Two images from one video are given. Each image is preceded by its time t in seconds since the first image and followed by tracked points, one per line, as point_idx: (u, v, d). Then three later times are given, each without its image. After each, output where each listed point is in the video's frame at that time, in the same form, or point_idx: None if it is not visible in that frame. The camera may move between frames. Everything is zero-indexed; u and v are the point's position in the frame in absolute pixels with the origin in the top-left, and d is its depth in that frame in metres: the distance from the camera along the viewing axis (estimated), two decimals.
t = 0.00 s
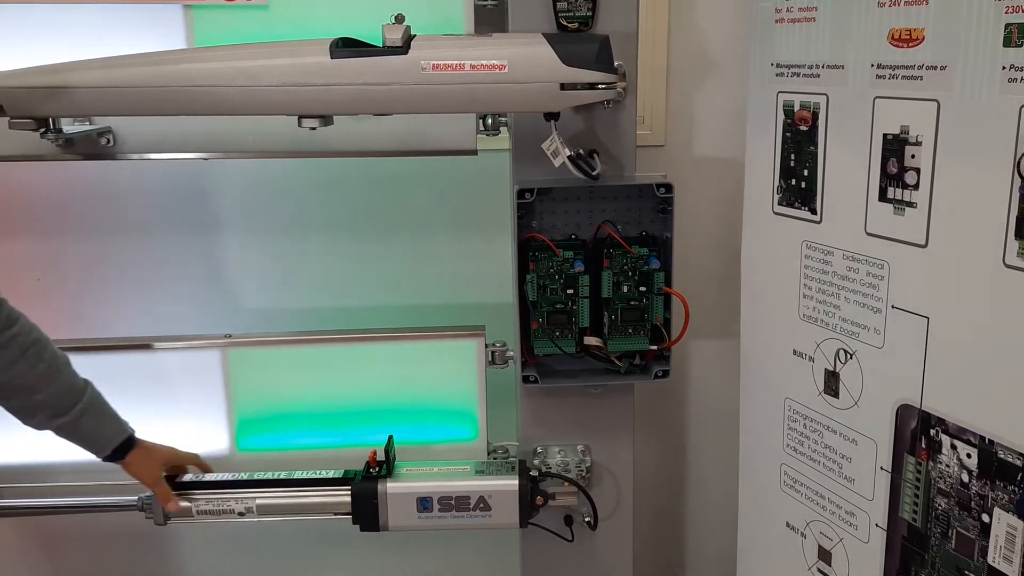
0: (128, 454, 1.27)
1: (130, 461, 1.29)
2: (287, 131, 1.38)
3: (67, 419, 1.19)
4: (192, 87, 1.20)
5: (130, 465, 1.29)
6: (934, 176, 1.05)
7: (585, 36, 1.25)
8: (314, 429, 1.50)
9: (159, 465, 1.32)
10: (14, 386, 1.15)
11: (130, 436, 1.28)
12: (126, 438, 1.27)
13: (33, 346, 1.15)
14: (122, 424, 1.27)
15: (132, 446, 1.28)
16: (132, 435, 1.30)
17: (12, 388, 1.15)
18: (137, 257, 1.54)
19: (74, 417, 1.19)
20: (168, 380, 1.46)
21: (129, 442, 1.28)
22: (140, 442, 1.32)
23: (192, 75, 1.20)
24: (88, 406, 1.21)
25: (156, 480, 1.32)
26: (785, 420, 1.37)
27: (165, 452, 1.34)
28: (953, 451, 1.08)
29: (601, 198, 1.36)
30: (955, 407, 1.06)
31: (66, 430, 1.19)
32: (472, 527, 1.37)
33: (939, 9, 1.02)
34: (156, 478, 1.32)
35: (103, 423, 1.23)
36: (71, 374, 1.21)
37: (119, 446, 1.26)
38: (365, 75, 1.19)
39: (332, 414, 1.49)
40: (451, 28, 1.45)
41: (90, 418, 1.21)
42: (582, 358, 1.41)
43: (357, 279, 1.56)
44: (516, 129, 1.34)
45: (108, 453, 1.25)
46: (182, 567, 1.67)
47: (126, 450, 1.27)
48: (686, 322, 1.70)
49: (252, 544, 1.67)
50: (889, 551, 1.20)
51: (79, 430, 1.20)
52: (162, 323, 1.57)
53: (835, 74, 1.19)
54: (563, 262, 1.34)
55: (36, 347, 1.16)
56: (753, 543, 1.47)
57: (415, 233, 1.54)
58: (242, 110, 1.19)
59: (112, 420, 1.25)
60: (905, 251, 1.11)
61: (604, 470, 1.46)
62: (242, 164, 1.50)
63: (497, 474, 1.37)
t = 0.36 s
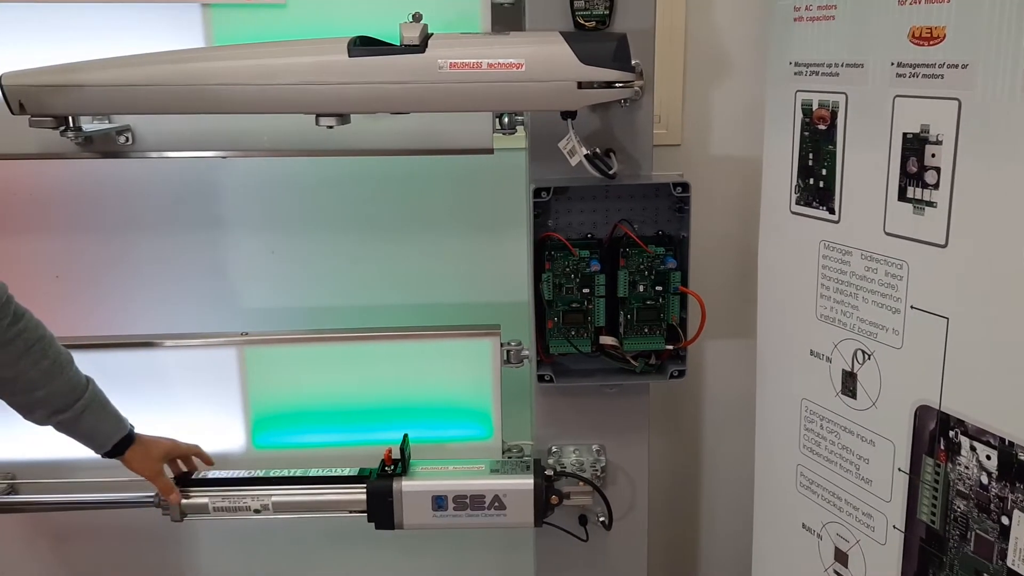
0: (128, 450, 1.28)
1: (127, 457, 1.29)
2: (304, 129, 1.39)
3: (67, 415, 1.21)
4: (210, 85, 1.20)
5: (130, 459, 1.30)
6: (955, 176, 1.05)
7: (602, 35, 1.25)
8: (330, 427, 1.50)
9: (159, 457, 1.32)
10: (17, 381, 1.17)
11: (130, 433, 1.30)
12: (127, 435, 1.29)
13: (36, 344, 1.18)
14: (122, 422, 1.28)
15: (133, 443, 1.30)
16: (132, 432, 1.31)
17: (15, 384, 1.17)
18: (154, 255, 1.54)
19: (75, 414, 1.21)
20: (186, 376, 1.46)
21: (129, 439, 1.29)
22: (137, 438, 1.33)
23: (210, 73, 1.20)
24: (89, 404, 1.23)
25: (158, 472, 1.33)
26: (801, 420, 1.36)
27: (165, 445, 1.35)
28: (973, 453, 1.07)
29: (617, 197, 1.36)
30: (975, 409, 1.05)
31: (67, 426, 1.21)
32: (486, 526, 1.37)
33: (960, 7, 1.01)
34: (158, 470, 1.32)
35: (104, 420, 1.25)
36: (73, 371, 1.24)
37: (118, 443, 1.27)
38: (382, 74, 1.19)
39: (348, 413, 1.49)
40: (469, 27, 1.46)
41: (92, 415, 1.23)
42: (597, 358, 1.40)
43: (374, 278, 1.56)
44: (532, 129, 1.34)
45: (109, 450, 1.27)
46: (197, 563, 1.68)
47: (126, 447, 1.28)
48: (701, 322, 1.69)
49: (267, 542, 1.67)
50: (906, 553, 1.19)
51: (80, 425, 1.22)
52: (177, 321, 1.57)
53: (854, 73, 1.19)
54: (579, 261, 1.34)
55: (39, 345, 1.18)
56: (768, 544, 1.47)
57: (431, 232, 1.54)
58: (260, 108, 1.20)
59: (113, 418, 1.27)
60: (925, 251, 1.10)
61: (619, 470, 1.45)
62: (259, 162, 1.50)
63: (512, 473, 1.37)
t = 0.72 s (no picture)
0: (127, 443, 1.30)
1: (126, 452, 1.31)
2: (325, 129, 1.39)
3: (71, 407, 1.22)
4: (233, 86, 1.21)
5: (129, 454, 1.31)
6: (983, 177, 1.03)
7: (625, 35, 1.24)
8: (350, 427, 1.50)
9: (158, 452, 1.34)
10: (22, 373, 1.18)
11: (128, 426, 1.31)
12: (126, 428, 1.30)
13: (42, 336, 1.19)
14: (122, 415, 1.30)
15: (131, 435, 1.31)
16: (131, 425, 1.33)
17: (19, 376, 1.18)
18: (176, 254, 1.55)
19: (77, 407, 1.22)
20: (208, 375, 1.47)
21: (128, 431, 1.31)
22: (138, 432, 1.34)
23: (233, 73, 1.21)
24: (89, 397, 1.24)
25: (155, 468, 1.34)
26: (824, 424, 1.35)
27: (164, 440, 1.36)
28: (1000, 457, 1.06)
29: (639, 198, 1.35)
30: (1002, 414, 1.04)
31: (69, 419, 1.22)
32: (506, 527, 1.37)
33: (989, 6, 1.00)
34: (156, 465, 1.33)
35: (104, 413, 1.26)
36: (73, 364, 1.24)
37: (118, 435, 1.29)
38: (405, 74, 1.19)
39: (368, 413, 1.49)
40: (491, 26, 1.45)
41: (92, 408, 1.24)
42: (618, 359, 1.40)
43: (395, 278, 1.56)
44: (554, 130, 1.34)
45: (108, 443, 1.28)
46: (218, 562, 1.69)
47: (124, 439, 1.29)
48: (722, 324, 1.68)
49: (287, 541, 1.68)
50: (931, 558, 1.18)
51: (81, 418, 1.23)
52: (199, 320, 1.58)
53: (880, 73, 1.17)
54: (600, 262, 1.33)
55: (45, 337, 1.19)
56: (789, 548, 1.46)
57: (451, 232, 1.54)
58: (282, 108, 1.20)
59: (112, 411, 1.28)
60: (952, 253, 1.09)
61: (639, 472, 1.45)
62: (281, 162, 1.50)
63: (532, 475, 1.37)
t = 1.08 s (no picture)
0: (84, 418, 1.31)
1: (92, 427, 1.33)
2: (352, 129, 1.38)
3: (19, 383, 1.24)
4: (258, 85, 1.20)
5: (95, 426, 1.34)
6: None
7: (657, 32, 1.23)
8: (375, 429, 1.48)
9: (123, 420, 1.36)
10: None
11: (86, 404, 1.33)
12: (82, 404, 1.32)
13: None
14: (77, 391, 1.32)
15: (88, 412, 1.33)
16: (90, 402, 1.35)
17: None
18: (201, 254, 1.54)
19: (22, 383, 1.24)
20: (234, 376, 1.46)
21: (86, 409, 1.32)
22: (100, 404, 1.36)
23: (258, 72, 1.20)
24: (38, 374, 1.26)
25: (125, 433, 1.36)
26: (858, 427, 1.32)
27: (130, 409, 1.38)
28: None
29: (669, 197, 1.33)
30: None
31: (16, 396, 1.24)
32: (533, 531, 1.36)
33: None
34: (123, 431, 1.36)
35: (54, 390, 1.28)
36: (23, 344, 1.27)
37: (74, 412, 1.31)
38: (433, 72, 1.18)
39: (393, 415, 1.48)
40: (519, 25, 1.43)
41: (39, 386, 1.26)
42: (646, 361, 1.38)
43: (420, 278, 1.54)
44: (582, 130, 1.32)
45: (63, 421, 1.30)
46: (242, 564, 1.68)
47: (81, 415, 1.31)
48: (750, 325, 1.66)
49: (312, 543, 1.67)
50: (969, 565, 1.16)
51: (29, 393, 1.25)
52: (223, 321, 1.57)
53: (918, 70, 1.15)
54: (629, 263, 1.31)
55: None
56: (819, 553, 1.43)
57: (477, 232, 1.52)
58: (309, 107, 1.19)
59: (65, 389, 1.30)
60: (994, 254, 1.07)
61: (668, 475, 1.43)
62: (307, 162, 1.50)
63: (559, 478, 1.36)
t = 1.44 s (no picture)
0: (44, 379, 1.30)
1: None
2: (376, 127, 1.36)
3: None
4: (281, 82, 1.18)
5: None
6: None
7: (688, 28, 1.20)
8: (399, 432, 1.46)
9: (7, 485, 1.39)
10: None
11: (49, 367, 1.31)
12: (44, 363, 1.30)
13: None
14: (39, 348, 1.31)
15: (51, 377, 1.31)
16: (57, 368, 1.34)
17: None
18: (222, 254, 1.53)
19: None
20: (256, 377, 1.45)
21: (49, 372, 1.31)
22: None
23: (282, 70, 1.18)
24: None
25: None
26: (893, 432, 1.29)
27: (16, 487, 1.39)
28: None
29: (698, 197, 1.30)
30: None
31: None
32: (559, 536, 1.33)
33: None
34: None
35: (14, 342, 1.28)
36: None
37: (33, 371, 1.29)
38: (460, 70, 1.16)
39: (417, 417, 1.46)
40: (545, 21, 1.40)
41: None
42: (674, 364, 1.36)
43: (443, 278, 1.52)
44: (610, 127, 1.29)
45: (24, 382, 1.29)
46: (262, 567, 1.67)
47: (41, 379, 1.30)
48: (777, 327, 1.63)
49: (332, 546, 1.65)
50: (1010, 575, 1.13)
51: None
52: (244, 321, 1.56)
53: (958, 67, 1.12)
54: (658, 264, 1.29)
55: None
56: (850, 560, 1.40)
57: (502, 231, 1.50)
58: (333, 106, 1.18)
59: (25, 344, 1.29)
60: None
61: (695, 480, 1.41)
62: (330, 161, 1.48)
63: (586, 482, 1.33)
